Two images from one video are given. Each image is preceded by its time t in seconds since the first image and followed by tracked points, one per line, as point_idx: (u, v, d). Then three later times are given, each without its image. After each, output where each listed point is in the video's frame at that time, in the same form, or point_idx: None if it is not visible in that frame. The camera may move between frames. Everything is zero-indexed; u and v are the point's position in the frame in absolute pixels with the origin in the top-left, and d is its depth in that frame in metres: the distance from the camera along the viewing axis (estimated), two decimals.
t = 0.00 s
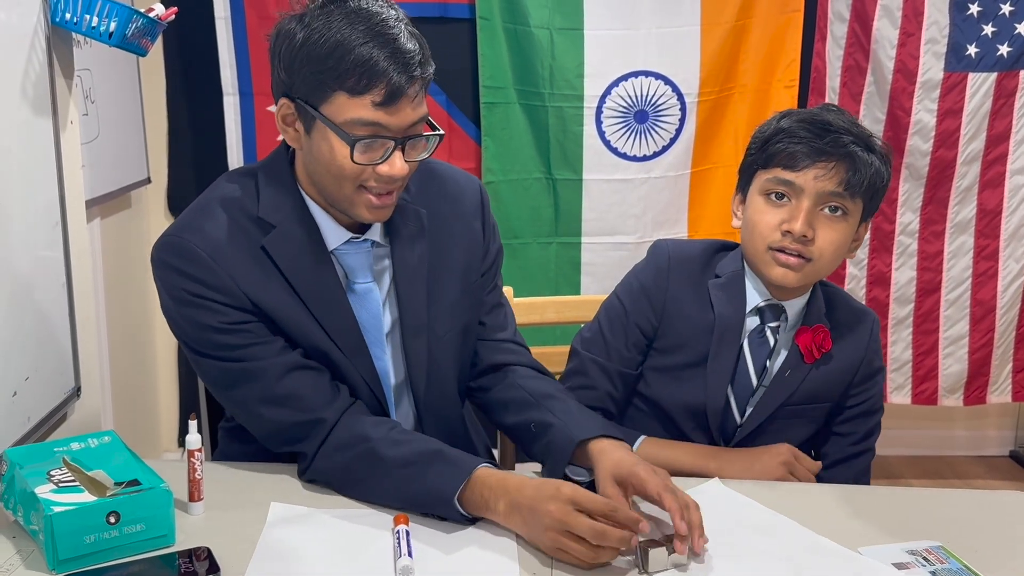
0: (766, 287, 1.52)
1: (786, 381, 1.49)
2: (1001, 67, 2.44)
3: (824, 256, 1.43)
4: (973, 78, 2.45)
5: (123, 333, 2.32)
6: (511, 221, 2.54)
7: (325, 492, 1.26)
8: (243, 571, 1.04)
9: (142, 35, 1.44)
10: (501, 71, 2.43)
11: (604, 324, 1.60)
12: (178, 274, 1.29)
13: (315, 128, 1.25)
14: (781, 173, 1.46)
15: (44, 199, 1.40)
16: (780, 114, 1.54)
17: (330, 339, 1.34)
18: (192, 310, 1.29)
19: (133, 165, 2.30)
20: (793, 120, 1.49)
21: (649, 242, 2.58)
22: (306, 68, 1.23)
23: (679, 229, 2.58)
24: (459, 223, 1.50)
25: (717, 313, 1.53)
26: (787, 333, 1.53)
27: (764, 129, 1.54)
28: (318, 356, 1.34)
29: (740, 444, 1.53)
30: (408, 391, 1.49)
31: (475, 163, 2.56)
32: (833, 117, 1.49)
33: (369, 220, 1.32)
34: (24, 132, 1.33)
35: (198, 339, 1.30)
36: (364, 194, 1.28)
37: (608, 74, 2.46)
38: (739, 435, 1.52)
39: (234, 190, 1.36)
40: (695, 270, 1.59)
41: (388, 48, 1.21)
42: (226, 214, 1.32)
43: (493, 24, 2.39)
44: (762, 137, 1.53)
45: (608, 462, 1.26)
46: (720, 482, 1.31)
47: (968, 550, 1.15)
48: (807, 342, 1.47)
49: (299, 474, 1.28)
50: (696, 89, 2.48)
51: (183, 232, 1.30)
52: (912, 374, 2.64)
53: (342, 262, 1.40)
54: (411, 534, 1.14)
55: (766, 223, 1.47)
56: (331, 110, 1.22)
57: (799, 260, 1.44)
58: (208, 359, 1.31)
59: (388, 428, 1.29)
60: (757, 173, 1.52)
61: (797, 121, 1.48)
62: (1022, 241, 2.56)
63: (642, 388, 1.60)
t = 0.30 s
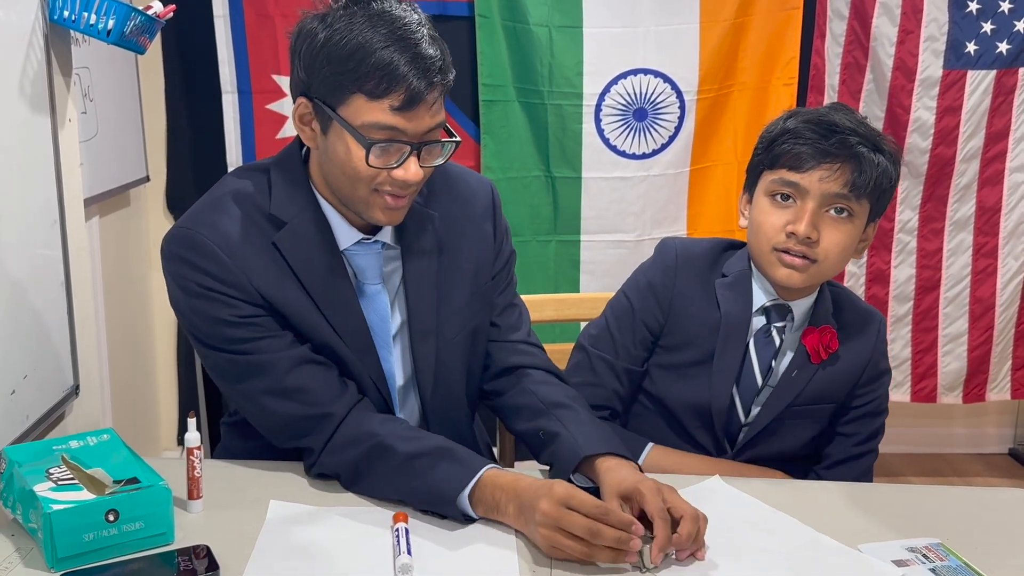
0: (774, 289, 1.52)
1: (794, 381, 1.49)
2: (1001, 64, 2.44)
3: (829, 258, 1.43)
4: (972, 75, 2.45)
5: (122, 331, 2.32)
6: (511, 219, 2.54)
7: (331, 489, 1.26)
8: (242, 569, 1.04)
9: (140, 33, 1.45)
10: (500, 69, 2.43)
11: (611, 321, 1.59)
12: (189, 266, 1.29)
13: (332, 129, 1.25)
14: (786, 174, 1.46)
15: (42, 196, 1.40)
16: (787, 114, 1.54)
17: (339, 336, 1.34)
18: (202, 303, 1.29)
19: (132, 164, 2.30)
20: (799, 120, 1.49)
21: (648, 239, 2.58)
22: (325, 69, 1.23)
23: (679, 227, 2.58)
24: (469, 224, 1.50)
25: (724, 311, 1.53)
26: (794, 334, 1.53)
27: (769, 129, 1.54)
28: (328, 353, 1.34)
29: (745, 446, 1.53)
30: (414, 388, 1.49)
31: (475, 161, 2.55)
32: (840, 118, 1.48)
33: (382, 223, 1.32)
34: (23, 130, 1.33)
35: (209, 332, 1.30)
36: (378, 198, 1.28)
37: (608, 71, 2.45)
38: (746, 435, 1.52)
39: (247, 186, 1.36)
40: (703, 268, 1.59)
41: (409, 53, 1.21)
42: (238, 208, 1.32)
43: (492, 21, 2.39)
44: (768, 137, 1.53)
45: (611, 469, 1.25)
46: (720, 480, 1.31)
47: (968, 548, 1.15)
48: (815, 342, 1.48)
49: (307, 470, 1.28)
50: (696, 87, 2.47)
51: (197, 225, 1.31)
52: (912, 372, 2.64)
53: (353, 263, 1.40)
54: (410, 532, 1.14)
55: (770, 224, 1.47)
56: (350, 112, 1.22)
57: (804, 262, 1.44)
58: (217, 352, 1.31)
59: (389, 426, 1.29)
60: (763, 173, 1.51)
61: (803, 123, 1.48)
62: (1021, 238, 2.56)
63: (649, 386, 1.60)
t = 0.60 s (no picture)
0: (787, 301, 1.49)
1: (815, 389, 1.48)
2: (1001, 63, 2.44)
3: (840, 281, 1.41)
4: (972, 73, 2.45)
5: (122, 330, 2.32)
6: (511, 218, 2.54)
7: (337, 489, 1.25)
8: (243, 569, 1.04)
9: (140, 32, 1.45)
10: (500, 68, 2.42)
11: (622, 325, 1.58)
12: (195, 266, 1.30)
13: (332, 123, 1.25)
14: (801, 191, 1.42)
15: (42, 196, 1.39)
16: (811, 123, 1.49)
17: (347, 334, 1.34)
18: (209, 303, 1.29)
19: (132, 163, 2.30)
20: (821, 133, 1.43)
21: (648, 238, 2.58)
22: (325, 63, 1.23)
23: (679, 227, 2.58)
24: (470, 221, 1.50)
25: (737, 320, 1.51)
26: (808, 340, 1.52)
27: (791, 138, 1.49)
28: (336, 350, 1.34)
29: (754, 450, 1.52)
30: (417, 383, 1.48)
31: (475, 160, 2.55)
32: (863, 131, 1.42)
33: (385, 219, 1.31)
34: (23, 130, 1.33)
35: (216, 332, 1.30)
36: (380, 191, 1.28)
37: (608, 70, 2.45)
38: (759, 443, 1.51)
39: (251, 187, 1.36)
40: (715, 272, 1.58)
41: (408, 46, 1.21)
42: (243, 207, 1.32)
43: (492, 20, 2.38)
44: (788, 146, 1.48)
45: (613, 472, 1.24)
46: (721, 478, 1.31)
47: (969, 547, 1.15)
48: (836, 349, 1.47)
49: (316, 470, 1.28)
50: (696, 86, 2.47)
51: (202, 226, 1.31)
52: (912, 371, 2.64)
53: (358, 261, 1.41)
54: (412, 532, 1.14)
55: (783, 242, 1.44)
56: (349, 105, 1.22)
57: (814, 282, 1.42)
58: (224, 352, 1.31)
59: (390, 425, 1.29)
60: (780, 185, 1.48)
61: (824, 137, 1.43)
62: (1021, 237, 2.56)
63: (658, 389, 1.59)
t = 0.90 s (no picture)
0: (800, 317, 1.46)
1: (827, 400, 1.48)
2: (1001, 61, 2.44)
3: (851, 307, 1.38)
4: (972, 72, 2.44)
5: (122, 330, 2.32)
6: (511, 217, 2.54)
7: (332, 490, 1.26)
8: (243, 568, 1.04)
9: (139, 32, 1.45)
10: (500, 67, 2.42)
11: (629, 330, 1.56)
12: (185, 279, 1.29)
13: (314, 133, 1.25)
14: (819, 214, 1.37)
15: (42, 195, 1.39)
16: (835, 137, 1.43)
17: (341, 340, 1.34)
18: (200, 315, 1.29)
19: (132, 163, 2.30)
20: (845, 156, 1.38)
21: (648, 237, 2.57)
22: (303, 71, 1.22)
23: (679, 226, 2.58)
24: (461, 220, 1.50)
25: (747, 332, 1.49)
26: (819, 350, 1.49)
27: (815, 152, 1.43)
28: (330, 356, 1.34)
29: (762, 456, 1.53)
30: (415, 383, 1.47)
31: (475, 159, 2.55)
32: (888, 153, 1.37)
33: (374, 222, 1.32)
34: (23, 129, 1.33)
35: (208, 343, 1.30)
36: (366, 197, 1.28)
37: (608, 69, 2.45)
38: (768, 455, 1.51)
39: (237, 195, 1.35)
40: (727, 279, 1.55)
41: (387, 50, 1.20)
42: (230, 217, 1.32)
43: (492, 19, 2.38)
44: (811, 161, 1.42)
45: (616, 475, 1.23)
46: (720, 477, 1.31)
47: (969, 546, 1.15)
48: (848, 360, 1.45)
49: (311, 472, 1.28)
50: (696, 85, 2.47)
51: (190, 237, 1.30)
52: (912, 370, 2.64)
53: (350, 264, 1.40)
54: (411, 532, 1.14)
55: (797, 262, 1.41)
56: (330, 114, 1.22)
57: (825, 304, 1.40)
58: (217, 363, 1.31)
59: (390, 426, 1.28)
60: (799, 201, 1.43)
61: (846, 159, 1.37)
62: (1022, 236, 2.56)
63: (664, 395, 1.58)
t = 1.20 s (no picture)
0: (803, 337, 1.43)
1: (835, 414, 1.47)
2: (1001, 61, 2.43)
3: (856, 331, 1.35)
4: (972, 71, 2.44)
5: (122, 328, 2.32)
6: (511, 216, 2.54)
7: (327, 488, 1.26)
8: (242, 567, 1.04)
9: (138, 31, 1.45)
10: (500, 66, 2.42)
11: (630, 346, 1.54)
12: (180, 276, 1.29)
13: (306, 131, 1.25)
14: (825, 238, 1.32)
15: (41, 194, 1.39)
16: (846, 153, 1.36)
17: (336, 336, 1.34)
18: (195, 311, 1.29)
19: (131, 162, 2.29)
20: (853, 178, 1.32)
21: (648, 237, 2.57)
22: (295, 70, 1.22)
23: (679, 225, 2.58)
24: (455, 214, 1.50)
25: (756, 352, 1.47)
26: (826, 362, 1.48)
27: (823, 169, 1.37)
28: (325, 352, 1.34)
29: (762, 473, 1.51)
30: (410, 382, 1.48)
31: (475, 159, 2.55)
32: (898, 176, 1.31)
33: (369, 219, 1.32)
34: (22, 128, 1.33)
35: (204, 339, 1.30)
36: (360, 194, 1.28)
37: (608, 68, 2.45)
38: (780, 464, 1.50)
39: (232, 191, 1.35)
40: (731, 294, 1.52)
41: (377, 47, 1.20)
42: (224, 213, 1.32)
43: (491, 18, 2.38)
44: (818, 179, 1.37)
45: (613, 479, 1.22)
46: (720, 476, 1.31)
47: (969, 545, 1.14)
48: (859, 373, 1.44)
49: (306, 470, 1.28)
50: (696, 84, 2.47)
51: (183, 234, 1.30)
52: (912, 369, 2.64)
53: (344, 261, 1.41)
54: (411, 531, 1.13)
55: (801, 285, 1.36)
56: (322, 112, 1.22)
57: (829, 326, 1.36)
58: (213, 359, 1.31)
59: (389, 425, 1.28)
60: (805, 221, 1.37)
61: (855, 181, 1.32)
62: (1022, 235, 2.55)
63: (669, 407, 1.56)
